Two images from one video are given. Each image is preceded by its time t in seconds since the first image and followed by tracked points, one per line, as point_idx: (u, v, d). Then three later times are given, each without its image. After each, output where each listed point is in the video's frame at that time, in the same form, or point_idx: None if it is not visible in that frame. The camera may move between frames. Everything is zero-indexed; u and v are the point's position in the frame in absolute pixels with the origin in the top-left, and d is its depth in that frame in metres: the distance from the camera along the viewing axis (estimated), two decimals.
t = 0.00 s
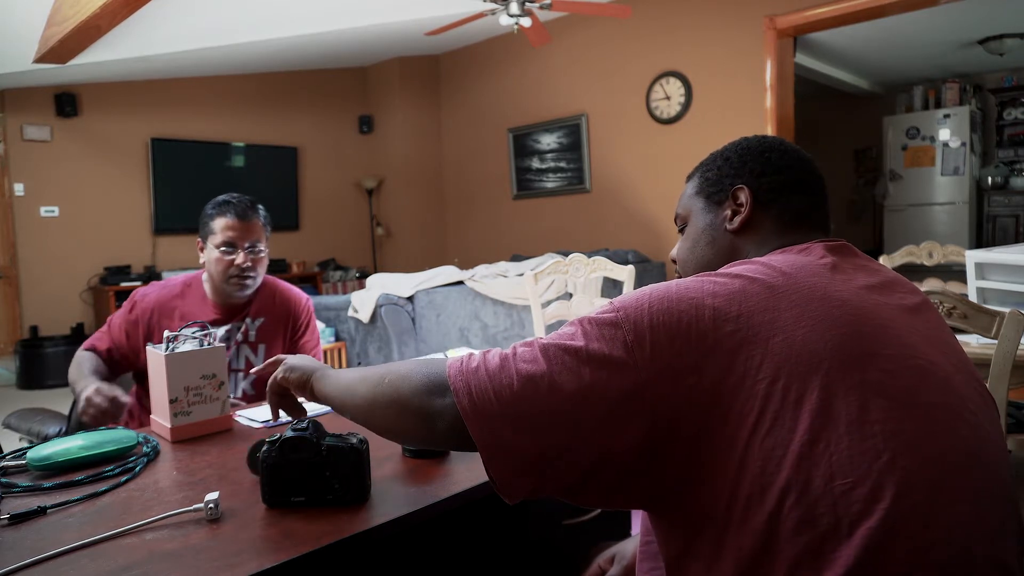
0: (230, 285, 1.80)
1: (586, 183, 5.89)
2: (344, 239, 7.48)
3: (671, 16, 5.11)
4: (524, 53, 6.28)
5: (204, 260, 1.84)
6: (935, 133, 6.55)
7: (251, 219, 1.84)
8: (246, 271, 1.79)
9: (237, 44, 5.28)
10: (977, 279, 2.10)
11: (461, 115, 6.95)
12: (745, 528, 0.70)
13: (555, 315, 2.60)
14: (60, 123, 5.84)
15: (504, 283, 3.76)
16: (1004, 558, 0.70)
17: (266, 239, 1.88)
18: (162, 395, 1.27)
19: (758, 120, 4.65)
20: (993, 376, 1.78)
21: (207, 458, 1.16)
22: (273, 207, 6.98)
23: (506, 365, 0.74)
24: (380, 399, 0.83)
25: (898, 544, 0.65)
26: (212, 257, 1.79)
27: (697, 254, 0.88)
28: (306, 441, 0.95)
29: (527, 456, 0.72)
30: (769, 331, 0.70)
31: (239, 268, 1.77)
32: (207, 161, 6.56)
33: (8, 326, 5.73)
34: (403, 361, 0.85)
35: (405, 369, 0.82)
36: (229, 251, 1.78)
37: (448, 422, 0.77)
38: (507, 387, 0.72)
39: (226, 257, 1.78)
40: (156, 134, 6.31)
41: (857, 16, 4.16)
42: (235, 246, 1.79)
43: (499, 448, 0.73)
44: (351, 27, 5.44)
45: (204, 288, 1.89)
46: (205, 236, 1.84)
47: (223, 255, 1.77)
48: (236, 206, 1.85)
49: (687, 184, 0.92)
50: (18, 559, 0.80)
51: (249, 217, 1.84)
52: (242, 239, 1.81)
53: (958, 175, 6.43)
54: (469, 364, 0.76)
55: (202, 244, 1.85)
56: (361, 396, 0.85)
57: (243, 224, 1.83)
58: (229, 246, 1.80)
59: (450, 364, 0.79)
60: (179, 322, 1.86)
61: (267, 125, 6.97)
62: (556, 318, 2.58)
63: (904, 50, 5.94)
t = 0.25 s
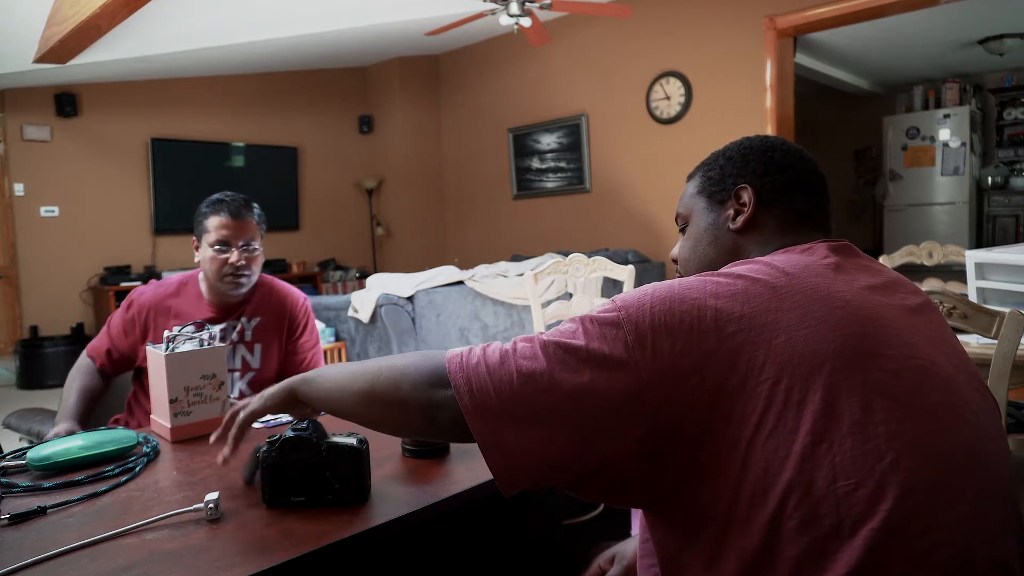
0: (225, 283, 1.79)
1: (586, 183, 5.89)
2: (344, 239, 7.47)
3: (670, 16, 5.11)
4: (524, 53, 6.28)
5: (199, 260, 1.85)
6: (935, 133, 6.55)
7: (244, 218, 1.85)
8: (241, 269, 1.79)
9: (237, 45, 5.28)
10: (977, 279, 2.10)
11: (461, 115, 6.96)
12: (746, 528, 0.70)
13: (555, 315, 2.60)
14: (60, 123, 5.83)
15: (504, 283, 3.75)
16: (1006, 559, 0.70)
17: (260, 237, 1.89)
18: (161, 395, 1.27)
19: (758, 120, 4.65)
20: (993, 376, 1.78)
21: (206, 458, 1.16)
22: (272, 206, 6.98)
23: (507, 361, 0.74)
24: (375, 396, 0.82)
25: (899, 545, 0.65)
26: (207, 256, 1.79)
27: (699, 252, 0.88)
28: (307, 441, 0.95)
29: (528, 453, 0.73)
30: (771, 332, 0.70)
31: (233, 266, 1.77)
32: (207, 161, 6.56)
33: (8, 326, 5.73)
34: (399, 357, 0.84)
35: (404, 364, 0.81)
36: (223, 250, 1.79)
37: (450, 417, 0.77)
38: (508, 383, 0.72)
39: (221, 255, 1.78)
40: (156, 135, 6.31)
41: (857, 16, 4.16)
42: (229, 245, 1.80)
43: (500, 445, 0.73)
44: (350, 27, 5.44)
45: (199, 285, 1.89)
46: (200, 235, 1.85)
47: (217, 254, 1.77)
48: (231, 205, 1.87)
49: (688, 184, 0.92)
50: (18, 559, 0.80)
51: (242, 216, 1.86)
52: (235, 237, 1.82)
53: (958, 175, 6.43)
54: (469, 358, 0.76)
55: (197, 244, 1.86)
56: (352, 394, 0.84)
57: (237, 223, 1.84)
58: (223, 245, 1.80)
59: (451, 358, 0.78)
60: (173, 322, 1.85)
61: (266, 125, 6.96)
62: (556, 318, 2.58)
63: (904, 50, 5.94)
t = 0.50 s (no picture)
0: (220, 283, 1.80)
1: (586, 183, 5.89)
2: (344, 238, 7.47)
3: (671, 16, 5.11)
4: (524, 53, 6.28)
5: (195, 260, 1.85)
6: (935, 133, 6.55)
7: (238, 217, 1.87)
8: (236, 268, 1.80)
9: (237, 45, 5.27)
10: (977, 279, 2.10)
11: (461, 115, 6.96)
12: (741, 527, 0.70)
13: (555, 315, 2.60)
14: (60, 123, 5.84)
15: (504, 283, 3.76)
16: (1002, 558, 0.70)
17: (255, 237, 1.90)
18: (162, 395, 1.27)
19: (758, 120, 4.65)
20: (993, 376, 1.78)
21: (207, 458, 1.16)
22: (272, 206, 6.98)
23: (502, 362, 0.74)
24: (378, 397, 0.82)
25: (893, 543, 0.65)
26: (202, 256, 1.80)
27: (699, 253, 0.88)
28: (307, 442, 0.95)
29: (524, 453, 0.73)
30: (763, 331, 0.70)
31: (228, 265, 1.78)
32: (207, 161, 6.56)
33: (8, 326, 5.73)
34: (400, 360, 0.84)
35: (405, 367, 0.81)
36: (217, 249, 1.79)
37: (448, 418, 0.77)
38: (503, 384, 0.72)
39: (216, 255, 1.79)
40: (156, 135, 6.31)
41: (856, 16, 4.17)
42: (224, 244, 1.81)
43: (496, 445, 0.73)
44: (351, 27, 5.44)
45: (197, 286, 1.89)
46: (195, 236, 1.86)
47: (212, 253, 1.78)
48: (225, 205, 1.88)
49: (688, 185, 0.93)
50: (18, 559, 0.81)
51: (236, 215, 1.87)
52: (230, 237, 1.83)
53: (958, 175, 6.43)
54: (466, 360, 0.76)
55: (192, 244, 1.86)
56: (354, 396, 0.84)
57: (231, 222, 1.85)
58: (217, 244, 1.81)
59: (448, 359, 0.79)
60: (172, 323, 1.85)
61: (266, 125, 6.96)
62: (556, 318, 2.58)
63: (904, 50, 5.95)
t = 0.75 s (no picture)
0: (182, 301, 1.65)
1: (586, 183, 5.90)
2: (344, 238, 7.48)
3: (670, 16, 5.11)
4: (524, 53, 6.29)
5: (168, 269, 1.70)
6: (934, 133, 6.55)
7: (188, 232, 1.58)
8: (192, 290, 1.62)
9: (238, 45, 5.26)
10: (976, 279, 2.11)
11: (461, 115, 6.97)
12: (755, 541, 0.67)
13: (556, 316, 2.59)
14: (60, 123, 5.84)
15: (504, 284, 4.04)
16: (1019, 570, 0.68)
17: (214, 250, 1.64)
18: (162, 394, 1.27)
19: (757, 120, 4.66)
20: (992, 376, 1.78)
21: (207, 458, 1.16)
22: (273, 206, 6.98)
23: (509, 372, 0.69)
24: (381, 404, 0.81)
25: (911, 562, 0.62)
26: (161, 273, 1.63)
27: (699, 265, 0.84)
28: (290, 444, 0.94)
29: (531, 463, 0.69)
30: (775, 343, 0.64)
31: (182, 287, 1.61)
32: (208, 161, 6.56)
33: (8, 326, 5.74)
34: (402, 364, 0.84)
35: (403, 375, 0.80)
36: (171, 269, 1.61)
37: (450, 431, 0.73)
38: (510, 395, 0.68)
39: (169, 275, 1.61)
40: (156, 135, 6.32)
41: (856, 17, 4.18)
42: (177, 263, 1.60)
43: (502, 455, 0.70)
44: (351, 27, 5.44)
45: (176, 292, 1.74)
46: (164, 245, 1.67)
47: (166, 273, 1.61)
48: (174, 214, 1.59)
49: (676, 199, 0.88)
50: (20, 558, 0.81)
51: (186, 229, 1.57)
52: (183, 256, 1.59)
53: (957, 175, 6.44)
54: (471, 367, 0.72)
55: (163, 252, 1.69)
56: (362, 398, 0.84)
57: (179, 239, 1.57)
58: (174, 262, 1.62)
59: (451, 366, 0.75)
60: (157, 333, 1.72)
61: (267, 125, 6.97)
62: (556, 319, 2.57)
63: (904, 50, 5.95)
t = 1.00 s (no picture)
0: (182, 300, 1.65)
1: (586, 183, 5.90)
2: (344, 238, 7.47)
3: (670, 16, 5.11)
4: (524, 53, 6.28)
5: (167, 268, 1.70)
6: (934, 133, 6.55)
7: (189, 231, 1.58)
8: (192, 289, 1.62)
9: (238, 45, 5.26)
10: (976, 279, 2.11)
11: (461, 115, 6.97)
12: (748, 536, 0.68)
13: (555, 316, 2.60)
14: (60, 123, 5.84)
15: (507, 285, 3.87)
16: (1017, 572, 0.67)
17: (214, 249, 1.64)
18: (162, 394, 1.27)
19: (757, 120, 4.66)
20: (992, 375, 1.78)
21: (207, 458, 1.16)
22: (272, 206, 6.98)
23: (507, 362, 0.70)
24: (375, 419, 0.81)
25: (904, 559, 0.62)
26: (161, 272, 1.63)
27: (692, 292, 0.83)
28: (291, 443, 0.94)
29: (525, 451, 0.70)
30: (773, 336, 0.64)
31: (182, 287, 1.61)
32: (208, 161, 6.56)
33: (9, 326, 5.74)
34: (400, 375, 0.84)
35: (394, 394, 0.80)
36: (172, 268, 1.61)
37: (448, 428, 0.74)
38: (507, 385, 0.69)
39: (170, 274, 1.61)
40: (156, 134, 6.32)
41: (856, 17, 4.18)
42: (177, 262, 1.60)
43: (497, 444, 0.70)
44: (351, 27, 5.44)
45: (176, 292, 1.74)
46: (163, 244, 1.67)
47: (166, 272, 1.61)
48: (174, 213, 1.59)
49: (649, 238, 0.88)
50: (20, 558, 0.81)
51: (186, 228, 1.58)
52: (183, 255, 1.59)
53: (957, 175, 6.44)
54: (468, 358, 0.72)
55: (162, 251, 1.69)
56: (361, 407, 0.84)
57: (180, 238, 1.58)
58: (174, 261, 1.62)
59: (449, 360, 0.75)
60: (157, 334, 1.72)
61: (267, 125, 6.97)
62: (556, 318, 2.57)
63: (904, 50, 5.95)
